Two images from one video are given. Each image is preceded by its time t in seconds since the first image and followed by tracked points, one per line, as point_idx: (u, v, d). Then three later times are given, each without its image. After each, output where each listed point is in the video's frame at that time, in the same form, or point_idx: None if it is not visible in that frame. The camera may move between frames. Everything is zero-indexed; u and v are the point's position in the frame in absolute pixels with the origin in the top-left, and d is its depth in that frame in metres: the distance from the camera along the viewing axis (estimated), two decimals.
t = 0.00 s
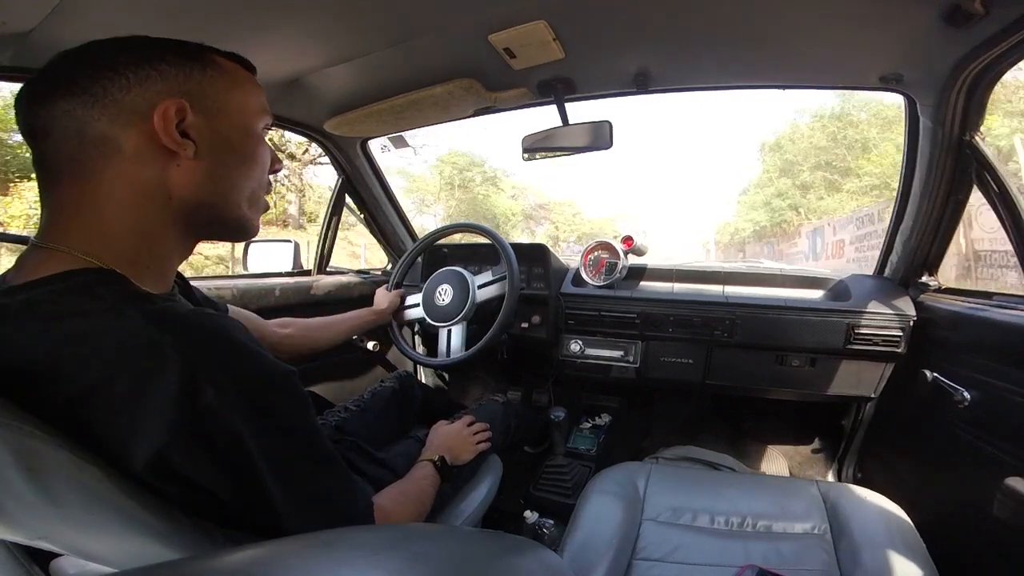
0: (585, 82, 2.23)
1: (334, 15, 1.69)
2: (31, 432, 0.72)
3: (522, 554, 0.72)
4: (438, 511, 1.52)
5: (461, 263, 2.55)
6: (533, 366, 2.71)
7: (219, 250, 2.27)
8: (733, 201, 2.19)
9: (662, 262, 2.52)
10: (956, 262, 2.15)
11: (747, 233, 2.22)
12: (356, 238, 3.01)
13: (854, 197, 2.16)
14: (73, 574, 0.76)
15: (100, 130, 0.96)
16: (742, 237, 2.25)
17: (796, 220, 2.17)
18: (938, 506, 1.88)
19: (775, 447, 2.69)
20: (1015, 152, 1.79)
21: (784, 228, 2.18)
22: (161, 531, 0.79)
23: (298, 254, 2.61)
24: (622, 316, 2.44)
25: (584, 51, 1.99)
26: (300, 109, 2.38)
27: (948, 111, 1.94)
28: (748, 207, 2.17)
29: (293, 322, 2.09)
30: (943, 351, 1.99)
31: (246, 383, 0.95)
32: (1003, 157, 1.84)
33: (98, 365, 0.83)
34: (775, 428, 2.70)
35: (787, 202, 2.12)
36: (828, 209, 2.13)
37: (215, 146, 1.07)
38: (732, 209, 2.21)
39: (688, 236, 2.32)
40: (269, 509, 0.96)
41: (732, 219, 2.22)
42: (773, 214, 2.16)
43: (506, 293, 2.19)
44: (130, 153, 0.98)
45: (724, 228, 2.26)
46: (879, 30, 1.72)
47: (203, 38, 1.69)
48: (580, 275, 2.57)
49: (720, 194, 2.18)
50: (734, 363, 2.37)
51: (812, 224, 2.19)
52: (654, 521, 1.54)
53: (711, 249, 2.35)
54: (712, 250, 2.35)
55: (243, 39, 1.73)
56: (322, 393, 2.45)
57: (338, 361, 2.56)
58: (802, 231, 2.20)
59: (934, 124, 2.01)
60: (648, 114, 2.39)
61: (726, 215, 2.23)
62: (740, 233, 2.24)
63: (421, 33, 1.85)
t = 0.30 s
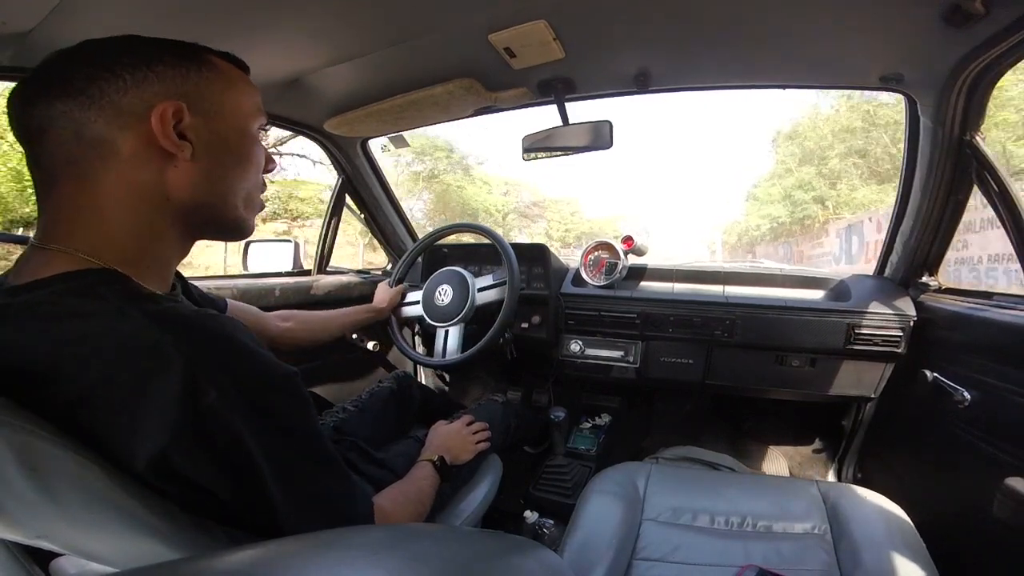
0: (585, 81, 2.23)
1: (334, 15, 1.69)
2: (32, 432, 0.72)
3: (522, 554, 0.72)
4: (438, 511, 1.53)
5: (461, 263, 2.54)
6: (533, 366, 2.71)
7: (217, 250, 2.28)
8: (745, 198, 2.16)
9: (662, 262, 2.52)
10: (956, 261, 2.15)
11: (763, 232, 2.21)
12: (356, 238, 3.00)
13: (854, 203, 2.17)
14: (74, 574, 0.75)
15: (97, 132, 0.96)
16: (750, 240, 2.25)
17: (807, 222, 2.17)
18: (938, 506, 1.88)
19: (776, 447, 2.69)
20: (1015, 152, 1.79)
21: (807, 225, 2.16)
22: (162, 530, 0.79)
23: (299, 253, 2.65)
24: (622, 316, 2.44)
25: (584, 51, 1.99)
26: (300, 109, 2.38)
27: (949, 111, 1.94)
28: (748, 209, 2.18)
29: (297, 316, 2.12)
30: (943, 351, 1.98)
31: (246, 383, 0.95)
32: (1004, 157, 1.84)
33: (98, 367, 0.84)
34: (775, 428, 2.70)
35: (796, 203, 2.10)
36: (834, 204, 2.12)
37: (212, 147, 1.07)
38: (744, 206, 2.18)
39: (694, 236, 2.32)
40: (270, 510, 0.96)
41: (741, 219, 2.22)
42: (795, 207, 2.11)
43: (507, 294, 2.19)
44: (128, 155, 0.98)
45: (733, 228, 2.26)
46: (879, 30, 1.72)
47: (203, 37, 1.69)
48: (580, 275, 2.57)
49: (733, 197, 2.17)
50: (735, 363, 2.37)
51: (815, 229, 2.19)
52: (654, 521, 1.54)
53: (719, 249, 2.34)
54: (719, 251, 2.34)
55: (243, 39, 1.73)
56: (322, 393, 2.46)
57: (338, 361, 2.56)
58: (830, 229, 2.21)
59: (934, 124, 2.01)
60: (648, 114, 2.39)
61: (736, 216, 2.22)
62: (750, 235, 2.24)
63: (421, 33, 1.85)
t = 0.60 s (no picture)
0: (585, 81, 2.23)
1: (334, 15, 1.69)
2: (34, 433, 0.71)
3: (523, 554, 0.72)
4: (437, 511, 1.52)
5: (461, 263, 2.54)
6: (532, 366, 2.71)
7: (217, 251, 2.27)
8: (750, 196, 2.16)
9: (662, 262, 2.52)
10: (956, 261, 2.14)
11: (769, 233, 2.20)
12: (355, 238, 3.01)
13: (851, 203, 2.17)
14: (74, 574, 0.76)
15: (98, 131, 0.96)
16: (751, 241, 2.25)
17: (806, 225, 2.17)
18: (938, 506, 1.88)
19: (776, 447, 2.69)
20: (1015, 152, 1.79)
21: (837, 220, 2.20)
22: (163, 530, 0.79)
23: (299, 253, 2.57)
24: (622, 316, 2.44)
25: (584, 51, 1.99)
26: (300, 109, 2.38)
27: (949, 111, 1.94)
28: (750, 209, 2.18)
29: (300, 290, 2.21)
30: (943, 351, 1.98)
31: (247, 383, 0.95)
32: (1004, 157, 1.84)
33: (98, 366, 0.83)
34: (775, 428, 2.70)
35: (803, 198, 2.11)
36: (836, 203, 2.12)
37: (211, 147, 1.08)
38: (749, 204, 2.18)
39: (693, 236, 2.31)
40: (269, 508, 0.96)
41: (745, 220, 2.22)
42: (821, 195, 2.09)
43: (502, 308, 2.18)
44: (130, 154, 0.98)
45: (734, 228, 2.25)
46: (879, 30, 1.72)
47: (203, 37, 1.69)
48: (580, 275, 2.57)
49: (734, 197, 2.18)
50: (735, 363, 2.37)
51: (812, 229, 2.18)
52: (654, 521, 1.54)
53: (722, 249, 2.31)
54: (724, 250, 2.31)
55: (243, 39, 1.73)
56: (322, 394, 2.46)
57: (338, 361, 2.56)
58: (849, 225, 2.25)
59: (934, 124, 2.01)
60: (648, 114, 2.39)
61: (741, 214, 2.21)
62: (758, 232, 2.22)
63: (421, 32, 1.85)
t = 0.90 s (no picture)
0: (584, 81, 2.23)
1: (333, 15, 1.69)
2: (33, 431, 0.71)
3: (523, 554, 0.72)
4: (437, 510, 1.53)
5: (462, 263, 2.54)
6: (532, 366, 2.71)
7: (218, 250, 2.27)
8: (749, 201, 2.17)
9: (662, 262, 2.52)
10: (956, 262, 2.15)
11: (772, 230, 2.20)
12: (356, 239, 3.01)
13: (851, 203, 2.17)
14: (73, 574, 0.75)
15: (92, 134, 0.96)
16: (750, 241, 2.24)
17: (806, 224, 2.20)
18: (938, 506, 1.88)
19: (775, 447, 2.69)
20: (1015, 152, 1.79)
21: (857, 207, 2.20)
22: (163, 528, 0.78)
23: (300, 254, 2.47)
24: (622, 316, 2.44)
25: (584, 51, 1.99)
26: (300, 109, 2.38)
27: (949, 111, 1.94)
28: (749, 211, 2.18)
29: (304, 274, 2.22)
30: (943, 351, 1.98)
31: (246, 379, 0.94)
32: (1004, 157, 1.84)
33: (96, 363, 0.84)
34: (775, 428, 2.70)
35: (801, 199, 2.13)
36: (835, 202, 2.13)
37: (204, 147, 1.08)
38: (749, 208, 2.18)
39: (693, 236, 2.32)
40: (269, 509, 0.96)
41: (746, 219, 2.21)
42: (848, 177, 2.10)
43: (502, 309, 2.20)
44: (124, 156, 0.98)
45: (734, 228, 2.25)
46: (879, 30, 1.72)
47: (203, 37, 1.69)
48: (580, 275, 2.57)
49: (733, 198, 2.18)
50: (735, 363, 2.37)
51: (811, 228, 2.20)
52: (654, 521, 1.54)
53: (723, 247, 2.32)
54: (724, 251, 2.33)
55: (243, 39, 1.73)
56: (323, 393, 2.46)
57: (338, 361, 2.56)
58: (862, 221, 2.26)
59: (934, 124, 2.00)
60: (648, 114, 2.38)
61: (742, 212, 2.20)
62: (760, 231, 2.23)
63: (420, 32, 1.85)
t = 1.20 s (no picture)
0: (584, 81, 2.23)
1: (334, 15, 1.69)
2: (29, 432, 0.73)
3: (523, 554, 0.72)
4: (437, 511, 1.53)
5: (462, 263, 2.54)
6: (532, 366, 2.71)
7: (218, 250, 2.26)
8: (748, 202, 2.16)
9: (662, 262, 2.52)
10: (956, 262, 2.15)
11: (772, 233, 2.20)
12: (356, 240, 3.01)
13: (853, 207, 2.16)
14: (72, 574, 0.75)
15: (102, 133, 0.96)
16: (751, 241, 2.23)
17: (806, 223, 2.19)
18: (938, 506, 1.88)
19: (775, 447, 2.69)
20: (1015, 152, 1.79)
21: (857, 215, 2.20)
22: (163, 532, 0.79)
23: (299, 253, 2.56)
24: (622, 316, 2.44)
25: (584, 51, 1.99)
26: (300, 109, 2.38)
27: (949, 111, 1.94)
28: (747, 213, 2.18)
29: (307, 268, 2.21)
30: (943, 351, 1.98)
31: (247, 384, 0.94)
32: (1005, 157, 1.84)
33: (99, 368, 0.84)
34: (775, 428, 2.70)
35: (802, 203, 2.11)
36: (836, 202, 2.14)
37: (213, 146, 1.08)
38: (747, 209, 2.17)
39: (693, 238, 2.32)
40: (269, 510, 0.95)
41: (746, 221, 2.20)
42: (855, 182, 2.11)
43: (503, 307, 2.20)
44: (134, 155, 0.98)
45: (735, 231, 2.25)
46: (879, 30, 1.72)
47: (204, 36, 1.69)
48: (580, 275, 2.57)
49: (733, 198, 2.17)
50: (735, 363, 2.37)
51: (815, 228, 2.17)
52: (654, 521, 1.54)
53: (723, 249, 2.32)
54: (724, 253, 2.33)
55: (243, 39, 1.73)
56: (322, 393, 2.46)
57: (338, 361, 2.56)
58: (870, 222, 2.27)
59: (934, 124, 2.00)
60: (648, 114, 2.38)
61: (742, 212, 2.18)
62: (758, 235, 2.21)
63: (421, 32, 1.85)
